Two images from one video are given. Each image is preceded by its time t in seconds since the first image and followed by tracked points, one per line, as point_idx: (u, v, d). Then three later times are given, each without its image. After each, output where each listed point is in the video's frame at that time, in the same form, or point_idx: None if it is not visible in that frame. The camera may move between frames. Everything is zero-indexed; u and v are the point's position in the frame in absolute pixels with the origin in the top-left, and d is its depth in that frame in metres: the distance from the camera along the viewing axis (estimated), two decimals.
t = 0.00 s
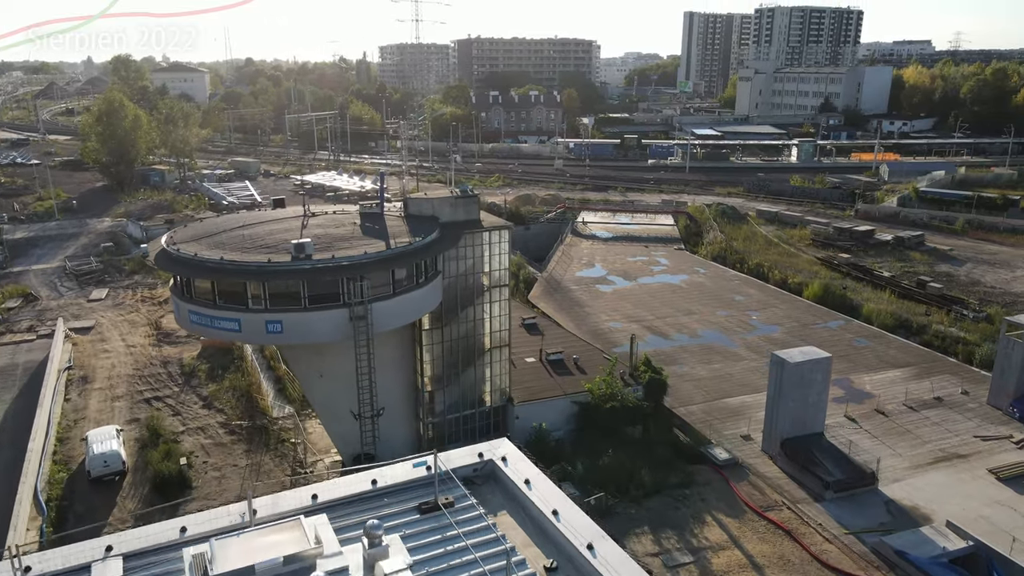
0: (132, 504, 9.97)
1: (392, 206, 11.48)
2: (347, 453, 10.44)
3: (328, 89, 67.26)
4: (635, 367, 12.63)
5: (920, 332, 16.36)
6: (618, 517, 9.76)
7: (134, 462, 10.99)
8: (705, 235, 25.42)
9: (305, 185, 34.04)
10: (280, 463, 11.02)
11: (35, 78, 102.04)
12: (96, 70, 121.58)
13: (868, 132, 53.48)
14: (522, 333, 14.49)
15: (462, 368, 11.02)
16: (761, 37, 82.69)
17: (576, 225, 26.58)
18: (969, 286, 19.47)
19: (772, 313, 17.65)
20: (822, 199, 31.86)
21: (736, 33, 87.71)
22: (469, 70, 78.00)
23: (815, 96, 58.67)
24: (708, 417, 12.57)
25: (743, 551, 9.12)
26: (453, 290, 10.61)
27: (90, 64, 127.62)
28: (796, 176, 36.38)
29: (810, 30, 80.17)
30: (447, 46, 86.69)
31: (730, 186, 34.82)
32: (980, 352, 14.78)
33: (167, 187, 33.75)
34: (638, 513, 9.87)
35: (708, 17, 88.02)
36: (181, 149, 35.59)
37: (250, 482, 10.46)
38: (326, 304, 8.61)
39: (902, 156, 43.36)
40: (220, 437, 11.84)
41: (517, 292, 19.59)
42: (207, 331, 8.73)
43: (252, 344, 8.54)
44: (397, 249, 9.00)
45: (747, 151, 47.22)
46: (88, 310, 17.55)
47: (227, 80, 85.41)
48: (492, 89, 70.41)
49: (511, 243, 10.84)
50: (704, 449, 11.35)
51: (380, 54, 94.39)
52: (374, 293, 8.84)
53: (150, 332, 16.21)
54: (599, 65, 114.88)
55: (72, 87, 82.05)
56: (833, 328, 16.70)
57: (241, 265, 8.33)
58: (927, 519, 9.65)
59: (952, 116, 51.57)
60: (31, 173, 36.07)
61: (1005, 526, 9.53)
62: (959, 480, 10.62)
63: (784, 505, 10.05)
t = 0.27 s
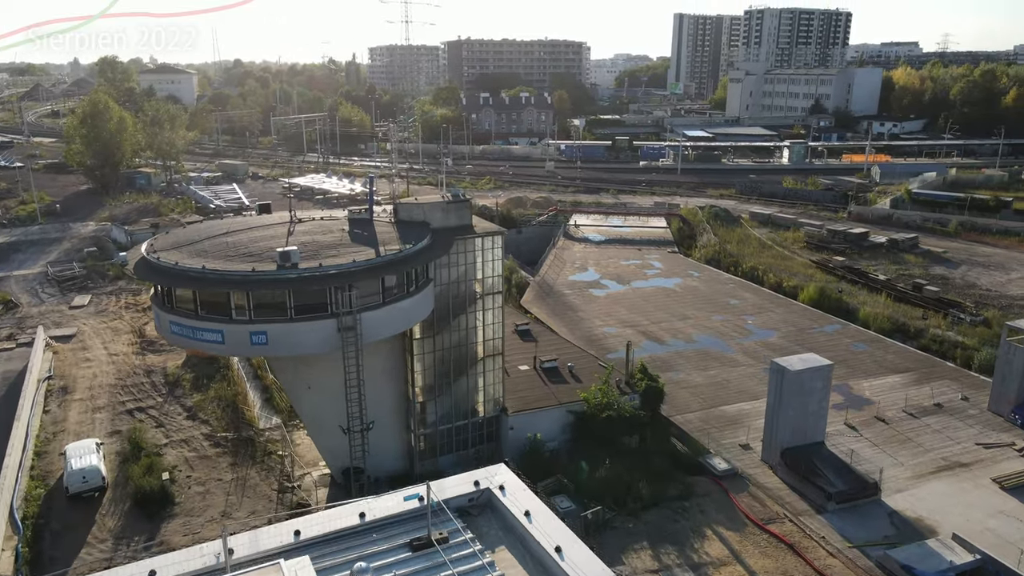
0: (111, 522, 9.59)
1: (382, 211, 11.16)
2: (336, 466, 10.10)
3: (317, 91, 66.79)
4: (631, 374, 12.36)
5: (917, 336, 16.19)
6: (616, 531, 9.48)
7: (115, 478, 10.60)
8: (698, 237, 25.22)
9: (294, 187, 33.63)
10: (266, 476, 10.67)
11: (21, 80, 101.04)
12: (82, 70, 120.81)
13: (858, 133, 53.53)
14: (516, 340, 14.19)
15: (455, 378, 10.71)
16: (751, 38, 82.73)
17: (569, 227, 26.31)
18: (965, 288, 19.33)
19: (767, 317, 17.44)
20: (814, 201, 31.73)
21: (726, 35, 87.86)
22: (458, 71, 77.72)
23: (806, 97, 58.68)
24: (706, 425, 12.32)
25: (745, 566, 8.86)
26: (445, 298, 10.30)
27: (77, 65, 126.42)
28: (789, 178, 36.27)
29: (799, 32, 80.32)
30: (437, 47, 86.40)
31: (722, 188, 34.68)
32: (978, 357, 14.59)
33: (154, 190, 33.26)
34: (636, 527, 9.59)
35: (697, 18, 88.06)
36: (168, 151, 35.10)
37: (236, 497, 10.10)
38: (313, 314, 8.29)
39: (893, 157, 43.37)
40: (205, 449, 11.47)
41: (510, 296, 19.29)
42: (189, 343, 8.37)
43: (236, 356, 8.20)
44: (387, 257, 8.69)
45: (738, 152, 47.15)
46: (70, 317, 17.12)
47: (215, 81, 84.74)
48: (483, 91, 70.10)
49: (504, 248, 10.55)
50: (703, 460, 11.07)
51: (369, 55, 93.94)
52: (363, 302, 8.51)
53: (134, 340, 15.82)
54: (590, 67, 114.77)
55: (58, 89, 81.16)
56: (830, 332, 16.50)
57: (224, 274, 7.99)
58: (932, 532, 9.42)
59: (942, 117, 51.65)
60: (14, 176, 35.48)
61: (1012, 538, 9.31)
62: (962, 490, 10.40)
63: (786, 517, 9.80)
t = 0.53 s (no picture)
0: (89, 541, 9.22)
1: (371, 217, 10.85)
2: (324, 481, 9.77)
3: (306, 93, 66.29)
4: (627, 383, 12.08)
5: (915, 341, 16.01)
6: (614, 546, 9.20)
7: (94, 494, 10.22)
8: (691, 240, 25.00)
9: (282, 190, 33.20)
10: (252, 491, 10.31)
11: (6, 82, 99.95)
12: (69, 72, 119.74)
13: (849, 135, 53.57)
14: (509, 347, 13.89)
15: (447, 388, 10.40)
16: (740, 39, 82.75)
17: (561, 231, 26.03)
18: (961, 291, 19.19)
19: (764, 322, 17.22)
20: (807, 203, 31.59)
21: (715, 37, 87.95)
22: (449, 73, 77.40)
23: (796, 99, 58.67)
24: (704, 434, 12.06)
25: None
26: (436, 306, 10.00)
27: (64, 66, 125.27)
28: (781, 180, 36.14)
29: (789, 33, 80.45)
30: (427, 49, 86.03)
31: (714, 190, 34.51)
32: (977, 362, 14.39)
33: (140, 193, 32.78)
34: (634, 542, 9.31)
35: (687, 20, 88.05)
36: (154, 154, 34.60)
37: (220, 514, 9.75)
38: (300, 325, 7.96)
39: (884, 159, 43.37)
40: (189, 462, 11.11)
41: (502, 301, 18.98)
42: (169, 355, 8.02)
43: (218, 369, 7.86)
44: (375, 265, 8.37)
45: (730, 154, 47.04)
46: (51, 324, 16.70)
47: (203, 83, 84.06)
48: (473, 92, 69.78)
49: (497, 255, 10.26)
50: (702, 471, 10.80)
51: (359, 57, 93.48)
52: (351, 312, 8.19)
53: (117, 348, 15.42)
54: (580, 68, 114.65)
55: (43, 90, 80.26)
56: (827, 337, 16.29)
57: (205, 283, 7.66)
58: (937, 545, 9.19)
59: (932, 118, 51.72)
60: None
61: (1018, 551, 9.10)
62: (966, 500, 10.19)
63: (788, 531, 9.55)
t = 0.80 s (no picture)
0: (66, 561, 8.84)
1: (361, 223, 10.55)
2: (312, 495, 9.42)
3: (295, 94, 65.81)
4: (623, 391, 11.81)
5: (913, 345, 15.81)
6: (612, 563, 8.90)
7: (73, 511, 9.84)
8: (685, 242, 24.78)
9: (271, 193, 32.82)
10: (237, 506, 9.95)
11: None
12: (57, 73, 118.71)
13: (840, 136, 53.59)
14: (502, 354, 13.58)
15: (439, 399, 10.09)
16: (730, 41, 82.81)
17: (553, 233, 25.76)
18: (957, 294, 19.02)
19: (760, 326, 16.99)
20: (800, 205, 31.44)
21: (705, 38, 87.97)
22: (439, 75, 77.09)
23: (787, 101, 58.67)
24: (702, 443, 11.78)
25: None
26: (427, 315, 9.69)
27: (50, 68, 124.36)
28: (774, 181, 35.99)
29: (779, 35, 80.56)
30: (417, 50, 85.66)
31: (707, 192, 34.33)
32: (977, 367, 14.20)
33: (125, 197, 32.28)
34: (634, 558, 9.02)
35: (677, 22, 88.04)
36: (140, 156, 34.10)
37: (203, 531, 9.39)
38: (285, 337, 7.62)
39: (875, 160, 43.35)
40: (171, 476, 10.74)
41: (494, 306, 18.67)
42: (148, 369, 7.66)
43: (200, 383, 7.49)
44: (364, 274, 8.08)
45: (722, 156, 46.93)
46: (32, 332, 16.26)
47: (192, 84, 83.41)
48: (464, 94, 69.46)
49: (490, 262, 9.97)
50: (700, 481, 10.54)
51: (349, 58, 93.03)
52: (339, 323, 7.87)
53: (99, 356, 15.01)
54: (571, 70, 114.54)
55: (30, 92, 79.41)
56: (824, 342, 16.08)
57: (186, 293, 7.33)
58: (944, 558, 8.94)
59: (923, 120, 51.78)
60: None
61: None
62: (971, 511, 9.95)
63: (790, 544, 9.28)
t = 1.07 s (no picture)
0: None
1: (350, 229, 10.22)
2: (299, 511, 9.07)
3: (285, 96, 65.31)
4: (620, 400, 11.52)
5: (912, 350, 15.60)
6: None
7: (50, 529, 9.47)
8: (679, 246, 24.55)
9: (260, 197, 32.42)
10: (222, 523, 9.59)
11: None
12: (45, 75, 117.80)
13: (832, 138, 53.57)
14: (496, 361, 13.28)
15: (431, 410, 9.78)
16: (722, 43, 82.78)
17: (546, 236, 25.49)
18: (955, 297, 18.84)
19: (757, 331, 16.75)
20: (794, 208, 31.28)
21: (697, 40, 87.95)
22: (430, 77, 76.74)
23: (779, 102, 58.61)
24: (701, 452, 11.51)
25: None
26: (419, 324, 9.38)
27: (38, 70, 123.27)
28: (767, 184, 35.84)
29: (770, 37, 80.60)
30: (408, 52, 85.24)
31: (700, 194, 34.13)
32: (977, 373, 13.99)
33: (112, 200, 31.80)
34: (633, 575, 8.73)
35: (669, 23, 87.98)
36: (127, 158, 33.60)
37: (185, 549, 9.03)
38: (270, 350, 7.28)
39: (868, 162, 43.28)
40: (154, 491, 10.37)
41: (487, 311, 18.36)
42: (125, 383, 7.30)
43: (180, 399, 7.13)
44: (353, 283, 7.76)
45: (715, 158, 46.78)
46: (12, 340, 15.84)
47: (181, 86, 82.77)
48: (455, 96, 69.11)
49: (483, 268, 9.68)
50: (700, 493, 10.27)
51: (340, 60, 92.57)
52: (327, 334, 7.55)
53: (82, 365, 14.60)
54: (563, 71, 114.37)
55: (17, 95, 78.60)
56: (822, 347, 15.85)
57: (166, 305, 6.99)
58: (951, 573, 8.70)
59: (915, 121, 51.79)
60: None
61: None
62: (977, 522, 9.71)
63: (793, 559, 9.01)
